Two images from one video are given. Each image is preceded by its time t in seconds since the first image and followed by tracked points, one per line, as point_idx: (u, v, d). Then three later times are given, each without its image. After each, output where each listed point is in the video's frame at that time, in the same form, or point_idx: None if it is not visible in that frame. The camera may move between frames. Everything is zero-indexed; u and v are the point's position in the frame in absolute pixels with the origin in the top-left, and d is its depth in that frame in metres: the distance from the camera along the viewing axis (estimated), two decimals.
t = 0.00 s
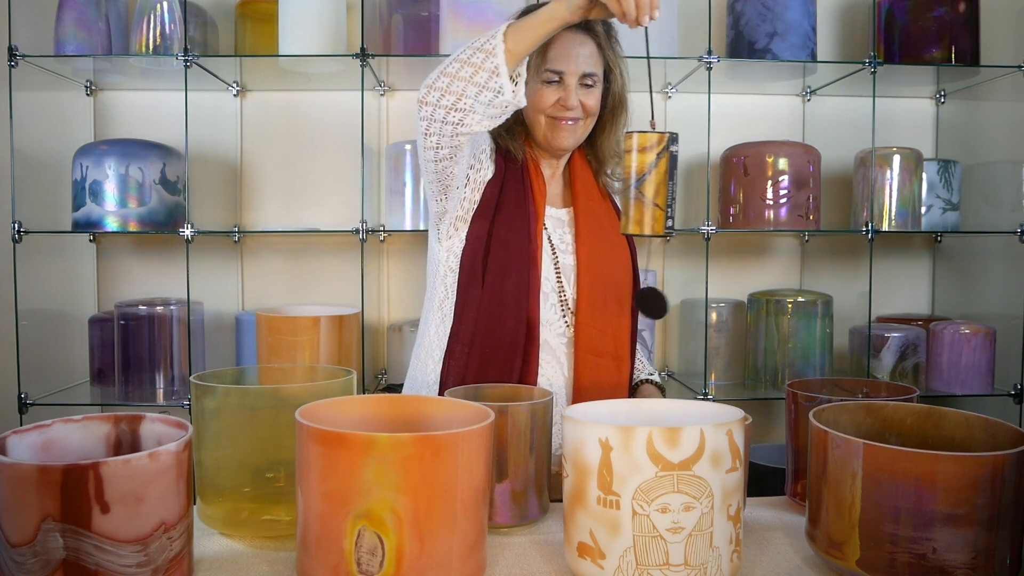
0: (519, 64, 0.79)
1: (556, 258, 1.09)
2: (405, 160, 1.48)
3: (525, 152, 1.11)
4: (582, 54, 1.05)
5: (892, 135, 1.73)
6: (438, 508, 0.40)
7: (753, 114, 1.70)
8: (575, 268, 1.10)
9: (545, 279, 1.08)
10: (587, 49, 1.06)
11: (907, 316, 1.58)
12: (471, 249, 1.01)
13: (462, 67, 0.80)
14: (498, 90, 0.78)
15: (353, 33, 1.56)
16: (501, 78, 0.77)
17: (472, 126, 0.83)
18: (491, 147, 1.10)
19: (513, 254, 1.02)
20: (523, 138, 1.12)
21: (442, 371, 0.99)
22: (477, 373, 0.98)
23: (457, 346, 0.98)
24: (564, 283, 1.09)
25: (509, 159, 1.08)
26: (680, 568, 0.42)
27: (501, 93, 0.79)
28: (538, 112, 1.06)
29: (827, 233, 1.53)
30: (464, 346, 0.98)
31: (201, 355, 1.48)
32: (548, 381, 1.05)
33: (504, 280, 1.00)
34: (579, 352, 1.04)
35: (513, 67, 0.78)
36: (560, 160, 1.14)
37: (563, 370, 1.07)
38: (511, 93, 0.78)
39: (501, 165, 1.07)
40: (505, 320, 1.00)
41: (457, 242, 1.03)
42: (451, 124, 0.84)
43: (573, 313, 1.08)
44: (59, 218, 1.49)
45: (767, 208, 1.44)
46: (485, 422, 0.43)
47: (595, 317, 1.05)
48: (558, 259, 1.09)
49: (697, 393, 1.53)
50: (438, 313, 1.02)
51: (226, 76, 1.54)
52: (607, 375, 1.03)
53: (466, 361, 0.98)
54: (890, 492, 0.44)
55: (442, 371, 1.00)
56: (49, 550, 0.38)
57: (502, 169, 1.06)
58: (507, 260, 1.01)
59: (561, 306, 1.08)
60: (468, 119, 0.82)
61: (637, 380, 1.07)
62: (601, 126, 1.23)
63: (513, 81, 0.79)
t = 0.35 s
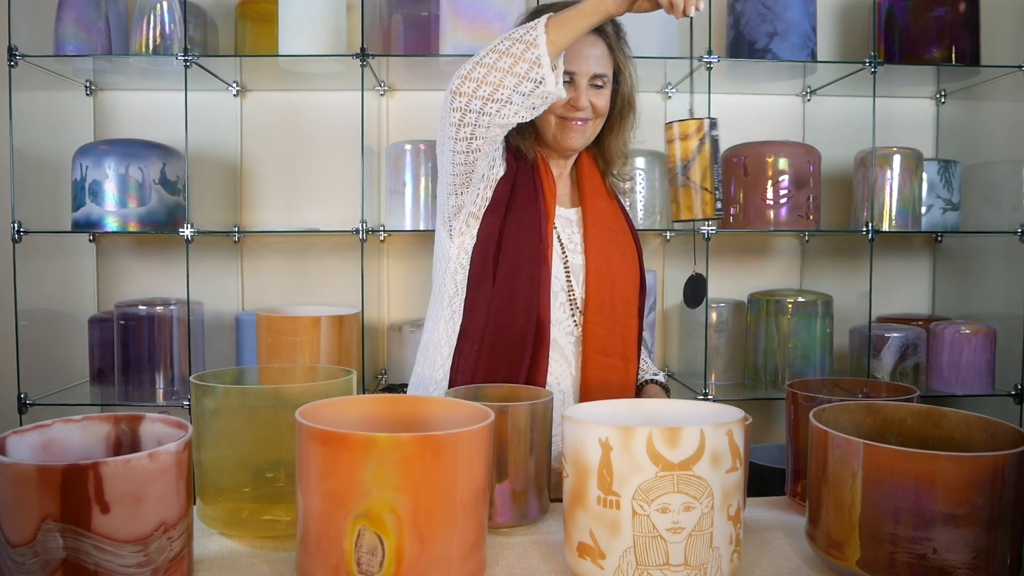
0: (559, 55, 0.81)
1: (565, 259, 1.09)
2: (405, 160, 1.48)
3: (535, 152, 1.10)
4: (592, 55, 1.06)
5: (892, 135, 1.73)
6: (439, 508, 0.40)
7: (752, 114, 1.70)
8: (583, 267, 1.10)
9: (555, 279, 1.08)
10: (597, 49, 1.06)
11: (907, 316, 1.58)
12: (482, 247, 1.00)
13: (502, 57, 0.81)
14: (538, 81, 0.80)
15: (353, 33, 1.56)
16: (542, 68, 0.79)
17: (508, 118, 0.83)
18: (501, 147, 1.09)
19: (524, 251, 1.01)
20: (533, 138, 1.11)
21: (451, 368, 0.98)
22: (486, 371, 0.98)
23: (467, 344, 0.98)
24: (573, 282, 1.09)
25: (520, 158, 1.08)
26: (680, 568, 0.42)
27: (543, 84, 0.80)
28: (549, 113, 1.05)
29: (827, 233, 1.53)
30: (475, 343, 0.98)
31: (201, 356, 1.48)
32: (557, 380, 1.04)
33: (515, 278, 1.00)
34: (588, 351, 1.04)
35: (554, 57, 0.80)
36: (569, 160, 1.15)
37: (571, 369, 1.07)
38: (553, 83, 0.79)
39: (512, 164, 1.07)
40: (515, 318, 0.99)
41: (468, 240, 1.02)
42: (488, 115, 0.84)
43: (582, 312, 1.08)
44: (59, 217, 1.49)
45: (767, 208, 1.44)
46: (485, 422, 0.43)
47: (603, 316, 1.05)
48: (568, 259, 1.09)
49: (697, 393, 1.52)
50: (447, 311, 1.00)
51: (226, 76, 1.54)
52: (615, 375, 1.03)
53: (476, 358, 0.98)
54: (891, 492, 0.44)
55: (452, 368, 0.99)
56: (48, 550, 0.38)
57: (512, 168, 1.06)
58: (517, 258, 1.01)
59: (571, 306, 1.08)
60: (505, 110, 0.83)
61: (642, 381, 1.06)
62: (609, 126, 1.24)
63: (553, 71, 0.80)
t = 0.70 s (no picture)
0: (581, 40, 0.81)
1: (572, 258, 1.09)
2: (405, 160, 1.48)
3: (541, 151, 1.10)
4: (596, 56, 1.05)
5: (892, 135, 1.73)
6: (439, 507, 0.40)
7: (753, 115, 1.70)
8: (590, 266, 1.10)
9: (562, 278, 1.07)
10: (603, 50, 1.06)
11: (907, 316, 1.58)
12: (489, 244, 1.00)
13: (523, 44, 0.81)
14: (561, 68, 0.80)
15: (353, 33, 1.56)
16: (566, 55, 0.79)
17: (529, 106, 0.83)
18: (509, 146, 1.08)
19: (531, 249, 1.01)
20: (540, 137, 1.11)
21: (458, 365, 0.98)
22: (492, 369, 0.99)
23: (474, 341, 0.98)
24: (579, 281, 1.09)
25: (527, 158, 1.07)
26: (680, 568, 0.43)
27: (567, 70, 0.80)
28: (555, 114, 1.05)
29: (827, 233, 1.53)
30: (481, 341, 0.98)
31: (201, 356, 1.48)
32: (562, 379, 1.05)
33: (522, 276, 1.00)
34: (593, 351, 1.04)
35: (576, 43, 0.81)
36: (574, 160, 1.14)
37: (577, 368, 1.07)
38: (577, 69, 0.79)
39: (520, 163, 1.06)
40: (521, 315, 0.99)
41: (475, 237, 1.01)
42: (508, 103, 0.84)
43: (588, 312, 1.08)
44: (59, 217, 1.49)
45: (767, 208, 1.44)
46: (485, 422, 0.43)
47: (608, 316, 1.06)
48: (574, 258, 1.09)
49: (697, 393, 1.52)
50: (453, 307, 1.00)
51: (226, 76, 1.54)
52: (621, 375, 1.03)
53: (482, 356, 0.98)
54: (890, 492, 0.44)
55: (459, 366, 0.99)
56: (48, 550, 0.38)
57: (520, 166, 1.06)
58: (524, 255, 1.01)
59: (577, 305, 1.08)
60: (527, 98, 0.83)
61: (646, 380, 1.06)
62: (615, 127, 1.24)
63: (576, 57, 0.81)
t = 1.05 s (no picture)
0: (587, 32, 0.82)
1: (575, 257, 1.09)
2: (405, 160, 1.48)
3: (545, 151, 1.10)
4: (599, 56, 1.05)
5: (892, 135, 1.73)
6: (439, 507, 0.40)
7: (753, 115, 1.70)
8: (592, 266, 1.10)
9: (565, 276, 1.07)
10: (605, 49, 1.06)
11: (907, 316, 1.58)
12: (492, 241, 1.00)
13: (530, 35, 0.82)
14: (569, 58, 0.81)
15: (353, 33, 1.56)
16: (573, 45, 0.80)
17: (535, 96, 0.84)
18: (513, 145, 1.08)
19: (534, 247, 1.01)
20: (543, 136, 1.12)
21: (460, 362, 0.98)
22: (495, 368, 0.98)
23: (476, 340, 0.98)
24: (582, 280, 1.09)
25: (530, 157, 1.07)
26: (680, 568, 0.43)
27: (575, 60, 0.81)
28: (557, 113, 1.05)
29: (827, 233, 1.53)
30: (484, 338, 0.98)
31: (201, 356, 1.48)
32: (564, 379, 1.05)
33: (524, 274, 1.00)
34: (596, 351, 1.04)
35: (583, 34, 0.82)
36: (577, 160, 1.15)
37: (579, 368, 1.06)
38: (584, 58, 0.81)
39: (523, 163, 1.06)
40: (523, 313, 0.99)
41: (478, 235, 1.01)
42: (514, 93, 0.84)
43: (591, 311, 1.08)
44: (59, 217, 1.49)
45: (767, 208, 1.44)
46: (485, 422, 0.43)
47: (611, 315, 1.06)
48: (577, 257, 1.09)
49: (697, 393, 1.52)
50: (456, 305, 1.00)
51: (226, 76, 1.54)
52: (624, 375, 1.03)
53: (484, 354, 0.98)
54: (890, 492, 0.44)
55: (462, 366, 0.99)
56: (49, 550, 0.38)
57: (524, 165, 1.06)
58: (527, 254, 1.01)
59: (580, 304, 1.08)
60: (533, 88, 0.83)
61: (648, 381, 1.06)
62: (618, 127, 1.24)
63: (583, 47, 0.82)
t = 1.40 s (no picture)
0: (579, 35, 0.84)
1: (574, 257, 1.09)
2: (405, 160, 1.48)
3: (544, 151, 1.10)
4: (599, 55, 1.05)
5: (892, 135, 1.73)
6: (439, 507, 0.40)
7: (753, 115, 1.70)
8: (592, 267, 1.10)
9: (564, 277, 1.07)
10: (605, 50, 1.06)
11: (907, 316, 1.58)
12: (491, 241, 1.01)
13: (523, 38, 0.81)
14: (561, 62, 0.81)
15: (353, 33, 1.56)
16: (566, 50, 0.81)
17: (524, 98, 0.83)
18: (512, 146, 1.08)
19: (533, 248, 1.01)
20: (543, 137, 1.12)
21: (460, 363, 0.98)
22: (494, 368, 0.98)
23: (475, 340, 0.98)
24: (582, 281, 1.09)
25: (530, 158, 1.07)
26: (680, 568, 0.43)
27: (567, 63, 0.81)
28: (556, 114, 1.05)
29: (827, 233, 1.53)
30: (483, 339, 0.98)
31: (201, 355, 1.48)
32: (564, 379, 1.05)
33: (523, 274, 1.00)
34: (596, 351, 1.04)
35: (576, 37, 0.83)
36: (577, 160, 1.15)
37: (579, 369, 1.06)
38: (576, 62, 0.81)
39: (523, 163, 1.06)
40: (523, 314, 0.99)
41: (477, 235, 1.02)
42: (504, 95, 0.84)
43: (591, 312, 1.08)
44: (59, 217, 1.49)
45: (767, 208, 1.44)
46: (485, 422, 0.43)
47: (611, 315, 1.06)
48: (576, 257, 1.09)
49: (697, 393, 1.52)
50: (456, 305, 1.01)
51: (226, 76, 1.54)
52: (624, 376, 1.03)
53: (483, 354, 0.98)
54: (890, 492, 0.44)
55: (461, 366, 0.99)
56: (48, 550, 0.38)
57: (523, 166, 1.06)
58: (527, 255, 1.01)
59: (579, 304, 1.08)
60: (525, 89, 0.83)
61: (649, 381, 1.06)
62: (619, 127, 1.23)
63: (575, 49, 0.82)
